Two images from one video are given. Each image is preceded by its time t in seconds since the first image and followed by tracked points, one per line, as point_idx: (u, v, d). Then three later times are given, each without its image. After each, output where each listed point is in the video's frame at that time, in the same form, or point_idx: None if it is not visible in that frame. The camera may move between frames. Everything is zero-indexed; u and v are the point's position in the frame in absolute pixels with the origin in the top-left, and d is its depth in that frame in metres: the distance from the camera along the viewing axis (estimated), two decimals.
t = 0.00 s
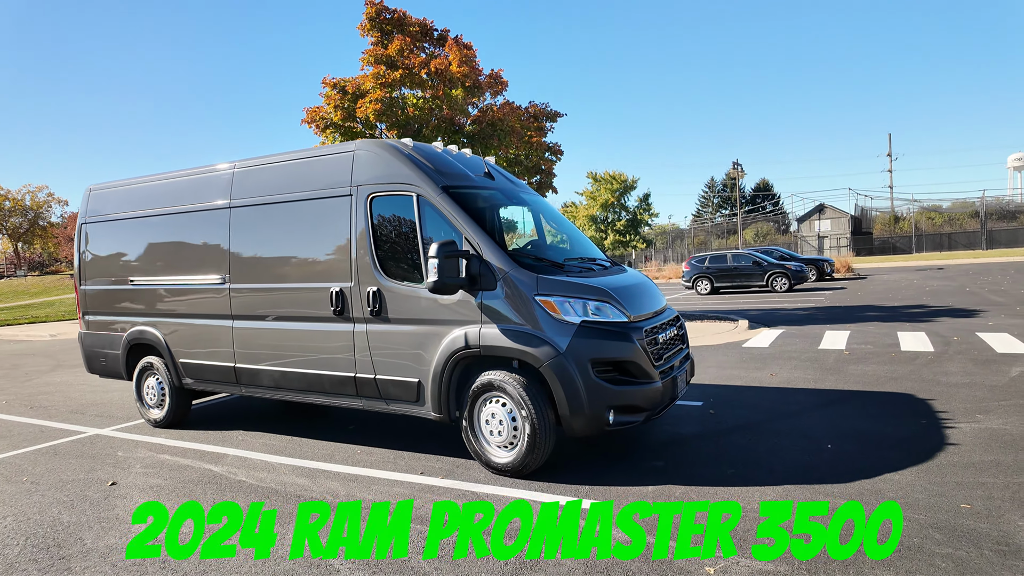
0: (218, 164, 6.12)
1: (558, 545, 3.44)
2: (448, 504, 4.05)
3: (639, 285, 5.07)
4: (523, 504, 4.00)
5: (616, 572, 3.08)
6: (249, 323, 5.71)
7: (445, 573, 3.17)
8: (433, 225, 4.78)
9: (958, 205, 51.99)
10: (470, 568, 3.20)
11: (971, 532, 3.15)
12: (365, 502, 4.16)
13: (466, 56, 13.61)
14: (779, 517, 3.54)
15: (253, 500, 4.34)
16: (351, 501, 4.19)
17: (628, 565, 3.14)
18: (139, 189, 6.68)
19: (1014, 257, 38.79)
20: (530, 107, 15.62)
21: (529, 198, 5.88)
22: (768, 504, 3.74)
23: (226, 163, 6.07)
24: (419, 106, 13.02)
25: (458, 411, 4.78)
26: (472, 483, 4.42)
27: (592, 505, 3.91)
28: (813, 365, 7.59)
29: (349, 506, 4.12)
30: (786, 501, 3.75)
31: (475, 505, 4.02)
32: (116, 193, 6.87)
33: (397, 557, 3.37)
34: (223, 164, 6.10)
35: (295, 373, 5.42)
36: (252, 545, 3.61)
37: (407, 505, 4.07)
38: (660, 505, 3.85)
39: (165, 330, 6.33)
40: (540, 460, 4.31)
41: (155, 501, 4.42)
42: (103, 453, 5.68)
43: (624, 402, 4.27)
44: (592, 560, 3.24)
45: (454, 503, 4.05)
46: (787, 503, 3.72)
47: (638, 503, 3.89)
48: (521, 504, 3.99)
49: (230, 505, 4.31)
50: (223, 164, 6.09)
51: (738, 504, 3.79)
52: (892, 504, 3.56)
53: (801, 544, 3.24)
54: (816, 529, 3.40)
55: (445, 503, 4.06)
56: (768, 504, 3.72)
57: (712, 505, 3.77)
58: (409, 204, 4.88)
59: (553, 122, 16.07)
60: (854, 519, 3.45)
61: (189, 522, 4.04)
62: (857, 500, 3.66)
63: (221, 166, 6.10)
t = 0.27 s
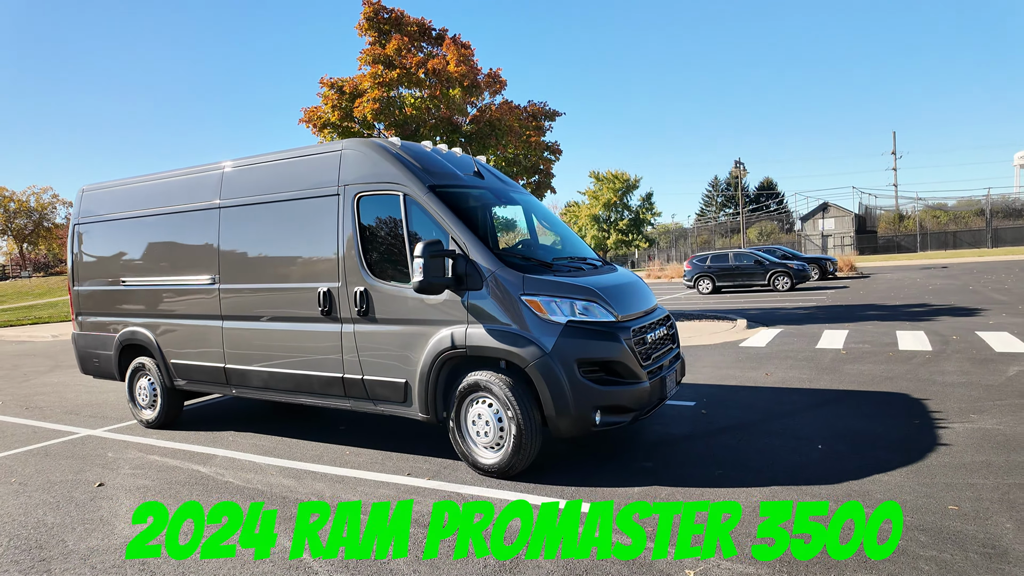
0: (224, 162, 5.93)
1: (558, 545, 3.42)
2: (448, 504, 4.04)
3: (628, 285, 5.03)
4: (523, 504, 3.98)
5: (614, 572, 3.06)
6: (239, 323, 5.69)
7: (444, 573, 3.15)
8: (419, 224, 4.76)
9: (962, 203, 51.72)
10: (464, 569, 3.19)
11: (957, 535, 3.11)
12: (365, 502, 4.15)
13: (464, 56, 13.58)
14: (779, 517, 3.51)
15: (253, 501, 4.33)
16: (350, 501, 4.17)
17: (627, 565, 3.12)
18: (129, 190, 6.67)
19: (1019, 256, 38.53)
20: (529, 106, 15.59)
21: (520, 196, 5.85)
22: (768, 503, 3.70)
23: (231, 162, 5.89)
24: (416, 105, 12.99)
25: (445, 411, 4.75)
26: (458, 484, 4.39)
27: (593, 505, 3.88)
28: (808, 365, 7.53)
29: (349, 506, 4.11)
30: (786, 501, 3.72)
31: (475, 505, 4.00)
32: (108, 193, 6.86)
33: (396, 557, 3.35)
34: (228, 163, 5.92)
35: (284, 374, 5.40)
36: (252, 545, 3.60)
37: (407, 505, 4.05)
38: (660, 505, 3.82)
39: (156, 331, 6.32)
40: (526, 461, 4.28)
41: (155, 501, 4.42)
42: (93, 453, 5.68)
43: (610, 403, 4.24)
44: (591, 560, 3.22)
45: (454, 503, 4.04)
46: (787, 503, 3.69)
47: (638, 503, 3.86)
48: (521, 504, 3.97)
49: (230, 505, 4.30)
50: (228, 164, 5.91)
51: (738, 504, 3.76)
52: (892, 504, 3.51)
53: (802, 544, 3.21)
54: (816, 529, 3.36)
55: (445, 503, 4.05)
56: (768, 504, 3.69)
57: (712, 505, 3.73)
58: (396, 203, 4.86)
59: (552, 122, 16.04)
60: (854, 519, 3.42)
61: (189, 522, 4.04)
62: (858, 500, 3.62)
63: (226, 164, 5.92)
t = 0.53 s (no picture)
0: (231, 162, 5.84)
1: (558, 545, 3.46)
2: (448, 504, 4.07)
3: (615, 286, 5.01)
4: (522, 503, 4.01)
5: (614, 572, 3.10)
6: (228, 326, 5.71)
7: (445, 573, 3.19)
8: (403, 226, 4.76)
9: (971, 202, 51.30)
10: (465, 569, 3.22)
11: (935, 542, 3.08)
12: (365, 502, 4.19)
13: (463, 56, 13.57)
14: (779, 517, 3.54)
15: (243, 502, 4.35)
16: (351, 501, 4.21)
17: (627, 565, 3.16)
18: (122, 193, 6.70)
19: None
20: (529, 106, 15.57)
21: (509, 198, 5.83)
22: (768, 503, 3.73)
23: (238, 161, 5.80)
24: (415, 107, 12.99)
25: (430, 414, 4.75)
26: (442, 487, 4.38)
27: (592, 504, 3.91)
28: (803, 366, 7.49)
29: (349, 505, 4.14)
30: (786, 501, 3.75)
31: (475, 505, 4.03)
32: (101, 196, 6.90)
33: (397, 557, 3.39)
34: (235, 163, 5.82)
35: (272, 376, 5.41)
36: (252, 544, 3.64)
37: (407, 505, 4.09)
38: (660, 505, 3.85)
39: (148, 333, 6.35)
40: (509, 464, 4.27)
41: (155, 501, 4.49)
42: (84, 456, 5.71)
43: (592, 405, 4.22)
44: (591, 560, 3.25)
45: (454, 503, 4.07)
46: (787, 503, 3.71)
47: (638, 503, 3.89)
48: (521, 504, 3.99)
49: (228, 503, 4.36)
50: (234, 163, 5.81)
51: (738, 504, 3.80)
52: (892, 505, 3.54)
53: (802, 544, 3.23)
54: (816, 529, 3.38)
55: (445, 503, 4.08)
56: (768, 504, 3.72)
57: (712, 505, 3.77)
58: (380, 205, 4.86)
59: (552, 122, 16.03)
60: (854, 519, 3.44)
61: (189, 522, 4.08)
62: (858, 500, 3.64)
63: (233, 164, 5.83)
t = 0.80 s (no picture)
0: (234, 158, 5.70)
1: (558, 545, 3.48)
2: (448, 504, 4.08)
3: (602, 287, 4.96)
4: (522, 503, 4.02)
5: (615, 572, 3.13)
6: (215, 326, 5.69)
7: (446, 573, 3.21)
8: (388, 227, 4.73)
9: (975, 202, 51.04)
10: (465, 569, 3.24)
11: (916, 549, 3.04)
12: (365, 502, 4.20)
13: (460, 56, 13.52)
14: (779, 517, 3.57)
15: (225, 505, 4.33)
16: (351, 501, 4.22)
17: (627, 565, 3.19)
18: (112, 192, 6.69)
19: None
20: (528, 106, 15.52)
21: (498, 198, 5.80)
22: (769, 503, 3.77)
23: (242, 158, 5.65)
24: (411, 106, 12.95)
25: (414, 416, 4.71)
26: (425, 490, 4.35)
27: (592, 504, 3.94)
28: (797, 368, 7.43)
29: (349, 505, 4.16)
30: (787, 501, 3.78)
31: (475, 505, 4.05)
32: (91, 196, 6.89)
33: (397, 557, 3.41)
34: (239, 159, 5.68)
35: (258, 377, 5.39)
36: (252, 545, 3.65)
37: (407, 505, 4.10)
38: (661, 505, 3.88)
39: (137, 333, 6.34)
40: (492, 467, 4.24)
41: (155, 501, 4.46)
42: (71, 456, 5.70)
43: (576, 408, 4.18)
44: (592, 560, 3.28)
45: (454, 503, 4.09)
46: (787, 503, 3.75)
47: (638, 503, 3.93)
48: (521, 504, 4.01)
49: (226, 504, 4.34)
50: (239, 160, 5.67)
51: (738, 504, 3.83)
52: (892, 504, 3.56)
53: (802, 544, 3.26)
54: (816, 529, 3.41)
55: (445, 503, 4.09)
56: (769, 504, 3.75)
57: (713, 505, 3.81)
58: (365, 206, 4.83)
59: (550, 122, 15.99)
60: (854, 519, 3.46)
61: (189, 522, 4.07)
62: (858, 500, 3.67)
63: (236, 161, 5.69)
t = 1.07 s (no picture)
0: (234, 152, 5.58)
1: (558, 544, 3.44)
2: (448, 504, 4.03)
3: (595, 285, 4.90)
4: (522, 503, 3.97)
5: (614, 573, 3.08)
6: (205, 324, 5.63)
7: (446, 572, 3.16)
8: (377, 224, 4.67)
9: (976, 202, 51.00)
10: (464, 569, 3.20)
11: (908, 553, 2.98)
12: (365, 502, 4.15)
13: (457, 53, 13.45)
14: (779, 517, 3.53)
15: (209, 505, 4.27)
16: (351, 501, 4.17)
17: (620, 567, 3.13)
18: (102, 188, 6.64)
19: None
20: (526, 104, 15.47)
21: (491, 194, 5.74)
22: (768, 503, 3.72)
23: (241, 153, 5.53)
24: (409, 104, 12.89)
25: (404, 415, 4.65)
26: (414, 490, 4.30)
27: (592, 504, 3.89)
28: (793, 367, 7.37)
29: (349, 505, 4.11)
30: (787, 501, 3.74)
31: (475, 505, 4.00)
32: (82, 192, 6.84)
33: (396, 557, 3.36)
34: (238, 153, 5.56)
35: (248, 375, 5.34)
36: (252, 544, 3.60)
37: (407, 505, 4.05)
38: (660, 505, 3.83)
39: (127, 331, 6.29)
40: (481, 467, 4.18)
41: (155, 501, 4.38)
42: (59, 455, 5.65)
43: (567, 407, 4.13)
44: (592, 560, 3.24)
45: (453, 503, 4.04)
46: (786, 503, 3.70)
47: (638, 503, 3.88)
48: (521, 504, 3.96)
49: (219, 505, 4.28)
50: (238, 154, 5.55)
51: (737, 503, 3.79)
52: (892, 504, 3.52)
53: (802, 544, 3.22)
54: (816, 529, 3.37)
55: (445, 503, 4.05)
56: (769, 504, 3.71)
57: (712, 505, 3.76)
58: (354, 202, 4.77)
59: (549, 120, 15.95)
60: (855, 519, 3.42)
61: (189, 522, 4.01)
62: (858, 500, 3.62)
63: (236, 155, 5.57)
